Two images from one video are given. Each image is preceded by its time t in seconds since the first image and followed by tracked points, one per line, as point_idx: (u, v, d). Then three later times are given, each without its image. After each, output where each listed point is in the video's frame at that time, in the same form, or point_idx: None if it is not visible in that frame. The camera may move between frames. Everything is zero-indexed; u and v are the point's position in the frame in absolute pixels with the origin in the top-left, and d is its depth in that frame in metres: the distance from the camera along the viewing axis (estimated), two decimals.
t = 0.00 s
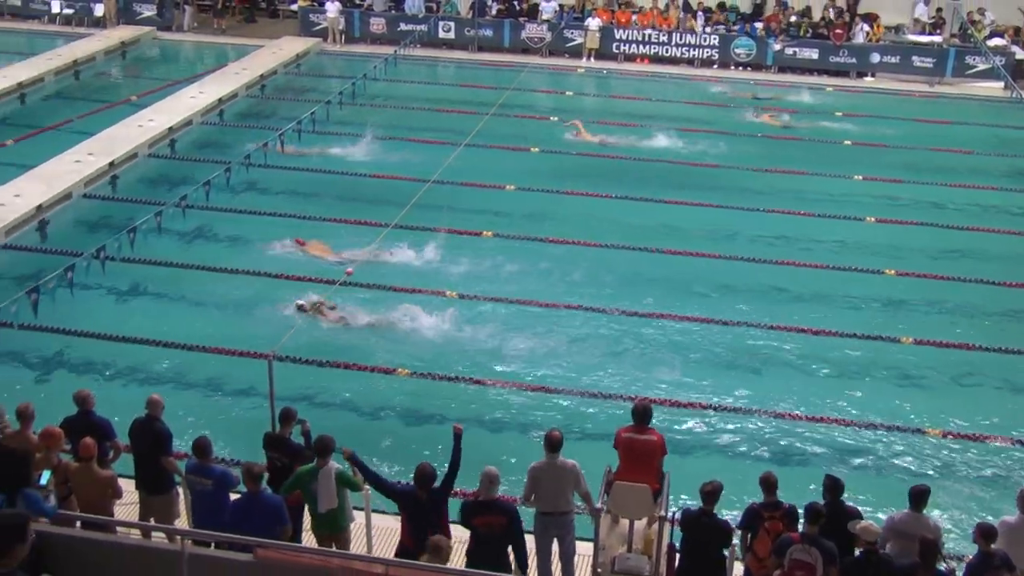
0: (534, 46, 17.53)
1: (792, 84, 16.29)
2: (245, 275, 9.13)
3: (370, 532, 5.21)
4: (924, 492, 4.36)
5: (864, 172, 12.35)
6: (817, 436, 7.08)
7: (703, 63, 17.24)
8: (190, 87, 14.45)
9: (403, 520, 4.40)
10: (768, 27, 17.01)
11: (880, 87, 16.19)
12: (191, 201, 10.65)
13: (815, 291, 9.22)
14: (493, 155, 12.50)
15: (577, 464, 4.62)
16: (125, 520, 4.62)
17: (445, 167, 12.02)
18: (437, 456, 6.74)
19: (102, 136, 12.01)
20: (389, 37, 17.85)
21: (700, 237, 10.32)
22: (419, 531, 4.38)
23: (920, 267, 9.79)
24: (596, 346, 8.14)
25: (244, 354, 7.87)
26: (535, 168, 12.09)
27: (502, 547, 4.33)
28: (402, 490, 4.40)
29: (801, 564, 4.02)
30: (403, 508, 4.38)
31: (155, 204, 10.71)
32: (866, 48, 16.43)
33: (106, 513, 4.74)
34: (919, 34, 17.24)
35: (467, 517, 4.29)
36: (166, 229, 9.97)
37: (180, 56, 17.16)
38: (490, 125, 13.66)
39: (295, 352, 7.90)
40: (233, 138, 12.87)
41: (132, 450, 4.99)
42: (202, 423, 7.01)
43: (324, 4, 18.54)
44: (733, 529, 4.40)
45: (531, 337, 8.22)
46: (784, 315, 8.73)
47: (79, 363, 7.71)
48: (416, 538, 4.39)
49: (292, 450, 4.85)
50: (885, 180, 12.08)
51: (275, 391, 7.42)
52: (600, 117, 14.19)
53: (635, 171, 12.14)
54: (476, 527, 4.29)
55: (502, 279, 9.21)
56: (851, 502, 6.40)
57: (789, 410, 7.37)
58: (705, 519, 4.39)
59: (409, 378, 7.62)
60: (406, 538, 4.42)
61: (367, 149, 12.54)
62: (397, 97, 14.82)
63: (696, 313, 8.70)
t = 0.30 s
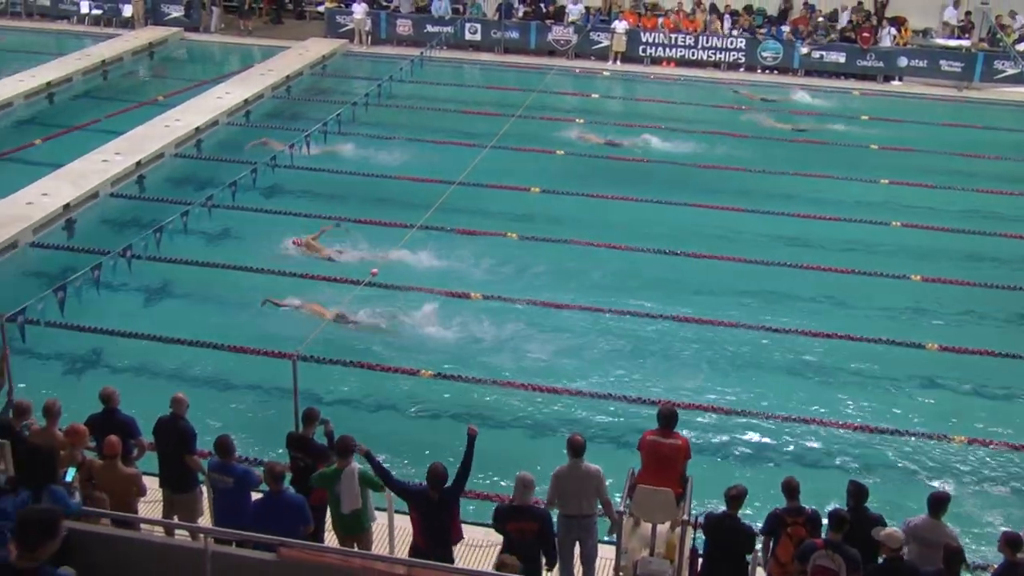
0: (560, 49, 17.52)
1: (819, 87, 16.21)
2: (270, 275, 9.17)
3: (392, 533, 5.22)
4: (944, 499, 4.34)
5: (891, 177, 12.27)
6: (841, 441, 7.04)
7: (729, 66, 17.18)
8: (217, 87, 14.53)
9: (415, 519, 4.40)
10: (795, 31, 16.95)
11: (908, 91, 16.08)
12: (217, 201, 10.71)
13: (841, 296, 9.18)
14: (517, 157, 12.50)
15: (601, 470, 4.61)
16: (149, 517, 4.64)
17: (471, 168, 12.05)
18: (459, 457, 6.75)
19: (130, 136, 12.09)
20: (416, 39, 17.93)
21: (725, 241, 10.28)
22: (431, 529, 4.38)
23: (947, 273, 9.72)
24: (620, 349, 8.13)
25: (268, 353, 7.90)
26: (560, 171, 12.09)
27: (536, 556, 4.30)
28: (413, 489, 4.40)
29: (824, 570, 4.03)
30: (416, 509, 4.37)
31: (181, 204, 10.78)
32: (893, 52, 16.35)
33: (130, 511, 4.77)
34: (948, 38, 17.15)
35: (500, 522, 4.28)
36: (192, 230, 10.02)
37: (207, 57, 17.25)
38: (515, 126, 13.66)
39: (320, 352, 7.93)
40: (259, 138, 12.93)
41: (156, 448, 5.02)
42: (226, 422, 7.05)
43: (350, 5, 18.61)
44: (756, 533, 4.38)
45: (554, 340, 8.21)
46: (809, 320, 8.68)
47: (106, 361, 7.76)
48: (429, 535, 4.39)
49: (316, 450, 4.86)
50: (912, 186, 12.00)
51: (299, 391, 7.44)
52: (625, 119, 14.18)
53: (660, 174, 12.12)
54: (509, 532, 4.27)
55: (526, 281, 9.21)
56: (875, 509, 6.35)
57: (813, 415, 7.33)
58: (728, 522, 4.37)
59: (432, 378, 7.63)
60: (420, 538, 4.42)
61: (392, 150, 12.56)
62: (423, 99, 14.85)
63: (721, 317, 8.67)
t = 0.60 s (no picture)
0: (586, 53, 17.52)
1: (845, 92, 16.14)
2: (294, 277, 9.20)
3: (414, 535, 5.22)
4: (965, 508, 4.30)
5: (917, 183, 12.19)
6: (866, 449, 7.00)
7: (755, 71, 17.12)
8: (244, 90, 14.61)
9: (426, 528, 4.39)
10: (821, 35, 16.89)
11: (934, 97, 15.97)
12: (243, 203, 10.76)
13: (866, 302, 9.12)
14: (541, 161, 12.50)
15: (627, 477, 4.60)
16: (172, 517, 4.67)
17: (495, 172, 12.06)
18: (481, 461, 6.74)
19: (156, 138, 12.17)
20: (441, 42, 17.99)
21: (749, 246, 10.24)
22: (445, 537, 4.37)
23: (973, 280, 9.64)
24: (643, 354, 8.11)
25: (291, 354, 7.92)
26: (584, 175, 12.08)
27: (560, 562, 4.25)
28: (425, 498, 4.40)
29: None
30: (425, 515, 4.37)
31: (207, 206, 10.83)
32: (920, 57, 16.19)
33: (154, 510, 4.79)
34: (976, 44, 17.09)
35: (527, 527, 4.24)
36: (217, 231, 10.06)
37: (233, 60, 17.34)
38: (540, 131, 13.66)
39: (343, 354, 7.94)
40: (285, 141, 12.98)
41: (181, 449, 5.05)
42: (249, 423, 7.08)
43: (377, 9, 18.68)
44: (780, 541, 4.36)
45: (577, 345, 8.20)
46: (833, 327, 8.63)
47: (130, 361, 7.81)
48: (443, 543, 4.39)
49: (338, 452, 4.86)
50: (939, 192, 11.91)
51: (322, 393, 7.46)
52: (650, 124, 14.15)
53: (685, 179, 12.09)
54: (534, 538, 4.23)
55: (549, 285, 9.21)
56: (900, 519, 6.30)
57: (837, 422, 7.28)
58: (752, 530, 4.34)
59: (455, 382, 7.64)
60: (432, 541, 4.40)
61: (417, 153, 12.59)
62: (448, 102, 14.88)
63: (744, 323, 8.64)
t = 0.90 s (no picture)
0: (613, 58, 17.51)
1: (873, 100, 16.06)
2: (319, 280, 9.23)
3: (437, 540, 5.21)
4: (991, 519, 4.26)
5: (946, 191, 12.09)
6: (893, 459, 6.94)
7: (783, 78, 17.04)
8: (271, 93, 14.69)
9: (447, 536, 4.39)
10: (849, 42, 16.82)
11: (963, 105, 15.85)
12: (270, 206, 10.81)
13: (894, 311, 9.07)
14: (567, 167, 12.48)
15: (654, 485, 4.58)
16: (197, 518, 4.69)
17: (522, 177, 12.06)
18: (504, 467, 6.73)
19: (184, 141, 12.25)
20: (468, 47, 18.03)
21: (775, 253, 10.19)
22: (464, 546, 4.38)
23: (1002, 289, 9.56)
24: (669, 361, 8.09)
25: (316, 357, 7.94)
26: (610, 180, 12.06)
27: (586, 569, 4.24)
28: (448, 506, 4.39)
29: None
30: (443, 522, 4.36)
31: (233, 209, 10.89)
32: (949, 64, 16.14)
33: (178, 511, 4.81)
34: (1005, 51, 17.11)
35: (552, 534, 4.23)
36: (244, 234, 10.11)
37: (261, 64, 17.44)
38: (566, 136, 13.65)
39: (368, 358, 7.96)
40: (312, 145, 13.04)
41: (206, 450, 5.07)
42: (274, 426, 7.10)
43: (405, 13, 18.76)
44: (805, 550, 4.33)
45: (602, 351, 8.19)
46: (859, 335, 8.58)
47: (156, 363, 7.86)
48: (462, 551, 4.39)
49: (362, 455, 4.87)
50: (968, 201, 11.82)
51: (347, 397, 7.48)
52: (677, 130, 14.12)
53: (712, 185, 12.05)
54: (560, 545, 4.22)
55: (573, 291, 9.20)
56: (926, 530, 6.24)
57: (862, 431, 7.23)
58: (776, 539, 4.31)
59: (479, 387, 7.64)
60: (454, 547, 4.39)
61: (443, 158, 12.60)
62: (475, 107, 14.91)
63: (770, 330, 8.60)
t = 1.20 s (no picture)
0: (641, 65, 17.48)
1: (902, 108, 15.96)
2: (345, 284, 9.26)
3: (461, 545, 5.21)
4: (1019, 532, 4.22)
5: (976, 201, 11.99)
6: (920, 469, 6.89)
7: (811, 85, 16.94)
8: (300, 98, 14.75)
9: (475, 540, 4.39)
10: (878, 49, 16.72)
11: (994, 113, 15.69)
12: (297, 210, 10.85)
13: (922, 320, 9.00)
14: (594, 173, 12.47)
15: (682, 493, 4.57)
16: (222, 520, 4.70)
17: (549, 183, 12.05)
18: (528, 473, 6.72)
19: (213, 145, 12.33)
20: (496, 53, 18.06)
21: (803, 262, 10.14)
22: (490, 547, 4.38)
23: None
24: (694, 368, 8.06)
25: (342, 361, 7.97)
26: (636, 187, 12.04)
27: None
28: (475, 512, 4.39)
29: None
30: (469, 523, 4.37)
31: (261, 212, 10.94)
32: (979, 72, 15.94)
33: (203, 513, 4.84)
34: None
35: (576, 541, 4.22)
36: (271, 238, 10.16)
37: (289, 68, 17.53)
38: (593, 142, 13.63)
39: (394, 362, 7.98)
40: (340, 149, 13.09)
41: (231, 453, 5.09)
42: (298, 430, 7.12)
43: (433, 18, 18.81)
44: (830, 560, 4.30)
45: (628, 358, 8.17)
46: (887, 345, 8.51)
47: (182, 365, 7.90)
48: (490, 554, 4.40)
49: (386, 460, 4.88)
50: (997, 210, 11.71)
51: (372, 401, 7.50)
52: (705, 137, 14.07)
53: (739, 193, 12.00)
54: (584, 552, 4.21)
55: (599, 298, 9.18)
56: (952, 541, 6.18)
57: (890, 442, 7.17)
58: (802, 548, 4.28)
59: (504, 393, 7.63)
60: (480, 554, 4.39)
61: (470, 164, 12.62)
62: (502, 112, 14.92)
63: (797, 339, 8.55)
